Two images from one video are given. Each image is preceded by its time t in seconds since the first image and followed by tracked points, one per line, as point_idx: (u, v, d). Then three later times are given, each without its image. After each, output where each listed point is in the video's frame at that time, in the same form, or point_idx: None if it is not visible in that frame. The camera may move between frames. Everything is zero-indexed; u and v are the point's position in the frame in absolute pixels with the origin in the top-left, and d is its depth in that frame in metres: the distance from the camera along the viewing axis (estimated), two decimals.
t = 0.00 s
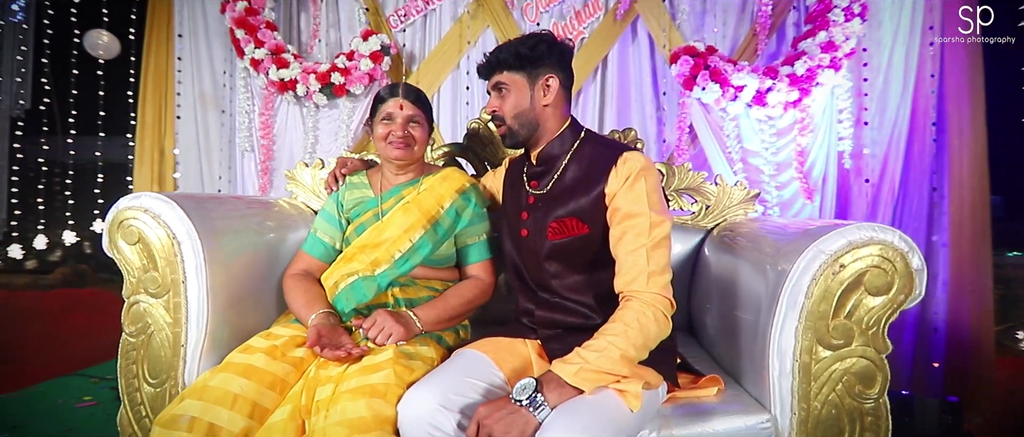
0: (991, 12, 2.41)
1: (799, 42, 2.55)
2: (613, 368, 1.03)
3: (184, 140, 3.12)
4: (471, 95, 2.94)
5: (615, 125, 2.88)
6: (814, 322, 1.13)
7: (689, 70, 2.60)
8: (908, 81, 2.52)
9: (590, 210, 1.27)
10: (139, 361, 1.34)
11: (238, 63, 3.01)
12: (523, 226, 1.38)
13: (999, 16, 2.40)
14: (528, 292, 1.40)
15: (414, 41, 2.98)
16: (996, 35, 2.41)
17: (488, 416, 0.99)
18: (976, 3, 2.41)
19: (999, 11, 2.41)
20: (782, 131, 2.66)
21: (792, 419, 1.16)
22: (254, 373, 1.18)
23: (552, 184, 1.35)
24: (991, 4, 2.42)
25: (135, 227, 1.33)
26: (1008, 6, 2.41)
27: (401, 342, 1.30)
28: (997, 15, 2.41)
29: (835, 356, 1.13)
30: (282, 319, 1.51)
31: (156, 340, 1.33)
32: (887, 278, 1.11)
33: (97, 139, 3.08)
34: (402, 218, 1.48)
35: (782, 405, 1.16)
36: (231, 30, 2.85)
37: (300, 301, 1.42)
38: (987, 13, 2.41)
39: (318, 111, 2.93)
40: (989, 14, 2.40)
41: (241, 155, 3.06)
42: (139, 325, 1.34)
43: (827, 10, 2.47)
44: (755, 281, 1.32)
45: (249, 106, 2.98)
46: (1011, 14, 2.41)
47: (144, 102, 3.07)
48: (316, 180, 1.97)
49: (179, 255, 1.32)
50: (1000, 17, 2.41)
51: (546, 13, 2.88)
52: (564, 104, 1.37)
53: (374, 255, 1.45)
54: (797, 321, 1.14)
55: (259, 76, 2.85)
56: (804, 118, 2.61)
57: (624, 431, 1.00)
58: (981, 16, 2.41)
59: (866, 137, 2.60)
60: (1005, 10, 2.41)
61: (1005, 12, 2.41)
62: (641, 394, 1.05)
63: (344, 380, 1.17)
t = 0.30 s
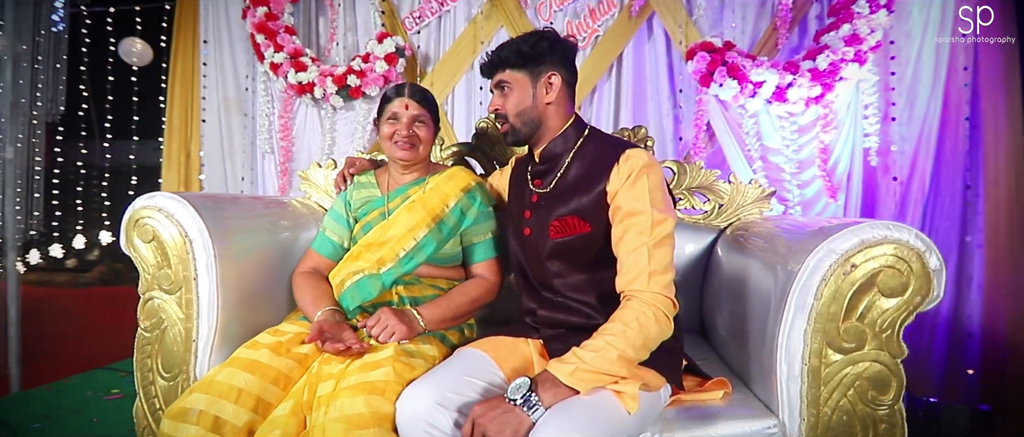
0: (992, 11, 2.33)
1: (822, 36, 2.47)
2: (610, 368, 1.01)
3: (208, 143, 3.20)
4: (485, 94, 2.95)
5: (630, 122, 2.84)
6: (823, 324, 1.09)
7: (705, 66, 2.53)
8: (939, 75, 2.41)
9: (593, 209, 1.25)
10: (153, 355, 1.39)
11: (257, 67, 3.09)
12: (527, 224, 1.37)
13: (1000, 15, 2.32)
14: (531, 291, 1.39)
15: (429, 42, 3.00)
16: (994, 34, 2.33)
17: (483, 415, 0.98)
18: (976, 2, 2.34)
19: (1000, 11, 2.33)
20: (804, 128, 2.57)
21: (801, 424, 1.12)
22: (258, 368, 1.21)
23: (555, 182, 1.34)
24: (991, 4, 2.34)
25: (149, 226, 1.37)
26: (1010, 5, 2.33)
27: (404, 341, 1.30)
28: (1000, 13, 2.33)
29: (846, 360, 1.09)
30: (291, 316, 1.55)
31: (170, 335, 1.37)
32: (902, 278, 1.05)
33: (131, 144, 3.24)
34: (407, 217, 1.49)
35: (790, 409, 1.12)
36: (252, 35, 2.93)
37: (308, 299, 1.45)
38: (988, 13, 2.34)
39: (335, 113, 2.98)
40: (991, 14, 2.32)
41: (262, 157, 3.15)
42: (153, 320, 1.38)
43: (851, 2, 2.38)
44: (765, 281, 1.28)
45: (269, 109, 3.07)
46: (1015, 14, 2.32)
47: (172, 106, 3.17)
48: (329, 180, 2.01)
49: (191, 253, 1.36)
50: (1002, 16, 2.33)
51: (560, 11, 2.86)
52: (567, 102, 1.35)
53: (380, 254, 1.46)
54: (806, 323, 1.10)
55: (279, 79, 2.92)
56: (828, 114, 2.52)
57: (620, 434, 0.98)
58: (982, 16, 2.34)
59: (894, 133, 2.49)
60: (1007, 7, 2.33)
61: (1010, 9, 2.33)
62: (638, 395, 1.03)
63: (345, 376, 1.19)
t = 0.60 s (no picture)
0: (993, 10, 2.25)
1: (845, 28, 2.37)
2: (605, 368, 0.99)
3: (231, 145, 3.26)
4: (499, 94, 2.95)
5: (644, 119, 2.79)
6: (833, 326, 1.04)
7: (722, 61, 2.45)
8: (971, 67, 2.29)
9: (593, 207, 1.23)
10: (165, 350, 1.43)
11: (276, 70, 3.17)
12: (528, 222, 1.36)
13: (999, 16, 2.25)
14: (534, 290, 1.37)
15: (443, 43, 3.01)
16: (997, 34, 2.26)
17: (476, 414, 0.97)
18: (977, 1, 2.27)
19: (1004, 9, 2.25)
20: (826, 124, 2.49)
21: (809, 430, 1.07)
22: (262, 364, 1.23)
23: (557, 180, 1.32)
24: (993, 4, 2.26)
25: (162, 224, 1.42)
26: (1016, 2, 2.24)
27: (406, 339, 1.30)
28: (1004, 12, 2.25)
29: (857, 363, 1.04)
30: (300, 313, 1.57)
31: (181, 330, 1.41)
32: (917, 279, 1.00)
33: (162, 147, 3.36)
34: (411, 216, 1.50)
35: (798, 414, 1.07)
36: (271, 39, 2.99)
37: (314, 296, 1.47)
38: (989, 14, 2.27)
39: (352, 114, 3.03)
40: (992, 14, 2.25)
41: (281, 158, 3.23)
42: (166, 315, 1.42)
43: None
44: (776, 282, 1.24)
45: (288, 111, 3.15)
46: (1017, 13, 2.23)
47: (197, 109, 3.26)
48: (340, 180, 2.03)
49: (202, 250, 1.40)
50: (1008, 14, 2.24)
51: (573, 9, 2.82)
52: (569, 99, 1.34)
53: (384, 252, 1.47)
54: (815, 325, 1.05)
55: (296, 81, 2.97)
56: (851, 109, 2.43)
57: (615, 435, 0.97)
58: (981, 17, 2.28)
59: (923, 128, 2.38)
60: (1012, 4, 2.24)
61: (1012, 8, 2.23)
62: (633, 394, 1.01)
63: (345, 373, 1.20)
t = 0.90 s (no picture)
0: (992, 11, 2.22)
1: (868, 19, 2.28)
2: (598, 368, 0.99)
3: (252, 147, 3.34)
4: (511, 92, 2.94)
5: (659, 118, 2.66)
6: (837, 328, 1.00)
7: (738, 56, 2.37)
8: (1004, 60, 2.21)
9: (592, 205, 1.22)
10: (177, 344, 1.47)
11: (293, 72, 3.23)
12: (529, 221, 1.35)
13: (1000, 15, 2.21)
14: (535, 288, 1.37)
15: (456, 42, 3.01)
16: (997, 34, 2.22)
17: (467, 412, 0.98)
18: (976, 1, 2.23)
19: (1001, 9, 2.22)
20: (848, 120, 2.40)
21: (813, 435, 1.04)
22: (265, 359, 1.26)
23: (557, 178, 1.30)
24: (993, 4, 2.23)
25: (174, 223, 1.46)
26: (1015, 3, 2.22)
27: (406, 336, 1.31)
28: (1002, 12, 2.22)
29: (862, 366, 1.00)
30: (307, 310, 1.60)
31: (193, 325, 1.46)
32: (927, 279, 0.96)
33: (190, 149, 3.50)
34: (414, 214, 1.51)
35: (801, 419, 1.04)
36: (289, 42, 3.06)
37: (320, 293, 1.50)
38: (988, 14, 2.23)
39: (366, 115, 3.08)
40: (992, 14, 2.22)
41: (299, 158, 3.29)
42: (178, 311, 1.47)
43: None
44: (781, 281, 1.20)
45: (305, 112, 3.21)
46: (1016, 11, 2.21)
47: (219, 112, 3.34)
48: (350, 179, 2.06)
49: (211, 248, 1.44)
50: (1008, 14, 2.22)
51: (585, 5, 2.73)
52: (569, 96, 1.32)
53: (387, 250, 1.48)
54: (819, 326, 1.01)
55: (313, 83, 3.03)
56: (875, 103, 2.35)
57: (606, 435, 0.96)
58: (981, 16, 2.24)
59: (952, 123, 2.29)
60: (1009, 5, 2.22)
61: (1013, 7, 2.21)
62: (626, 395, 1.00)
63: (345, 369, 1.22)
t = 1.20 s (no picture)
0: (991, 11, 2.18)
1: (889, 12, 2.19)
2: (589, 369, 0.97)
3: (271, 149, 3.41)
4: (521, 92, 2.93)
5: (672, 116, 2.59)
6: (841, 330, 0.96)
7: (752, 52, 2.31)
8: None
9: (589, 203, 1.20)
10: (188, 340, 1.52)
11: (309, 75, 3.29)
12: (528, 220, 1.34)
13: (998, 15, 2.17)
14: (534, 288, 1.36)
15: (467, 43, 3.02)
16: (994, 35, 2.19)
17: (457, 411, 0.98)
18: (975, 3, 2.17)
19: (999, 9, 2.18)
20: (869, 116, 2.32)
21: None
22: (267, 355, 1.28)
23: (556, 177, 1.29)
24: (992, 4, 2.18)
25: (185, 222, 1.51)
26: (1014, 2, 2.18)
27: (405, 335, 1.32)
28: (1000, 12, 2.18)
29: (868, 371, 0.96)
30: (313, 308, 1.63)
31: (201, 322, 1.49)
32: (936, 280, 0.92)
33: (216, 152, 3.55)
34: (416, 212, 1.52)
35: (803, 425, 1.00)
36: (305, 45, 3.12)
37: (324, 291, 1.52)
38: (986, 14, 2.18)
39: (380, 116, 3.12)
40: (992, 14, 2.17)
41: (315, 159, 3.35)
42: (188, 308, 1.51)
43: None
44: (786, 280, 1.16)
45: (320, 113, 3.26)
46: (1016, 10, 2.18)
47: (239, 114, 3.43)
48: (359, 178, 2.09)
49: (219, 247, 1.47)
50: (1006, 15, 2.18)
51: (596, 3, 2.66)
52: (568, 93, 1.31)
53: (389, 248, 1.49)
54: (822, 329, 0.98)
55: (328, 85, 3.09)
56: (898, 98, 2.26)
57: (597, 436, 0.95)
58: (982, 16, 2.19)
59: (981, 118, 2.22)
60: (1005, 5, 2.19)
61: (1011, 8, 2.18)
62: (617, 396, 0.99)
63: (343, 366, 1.23)
